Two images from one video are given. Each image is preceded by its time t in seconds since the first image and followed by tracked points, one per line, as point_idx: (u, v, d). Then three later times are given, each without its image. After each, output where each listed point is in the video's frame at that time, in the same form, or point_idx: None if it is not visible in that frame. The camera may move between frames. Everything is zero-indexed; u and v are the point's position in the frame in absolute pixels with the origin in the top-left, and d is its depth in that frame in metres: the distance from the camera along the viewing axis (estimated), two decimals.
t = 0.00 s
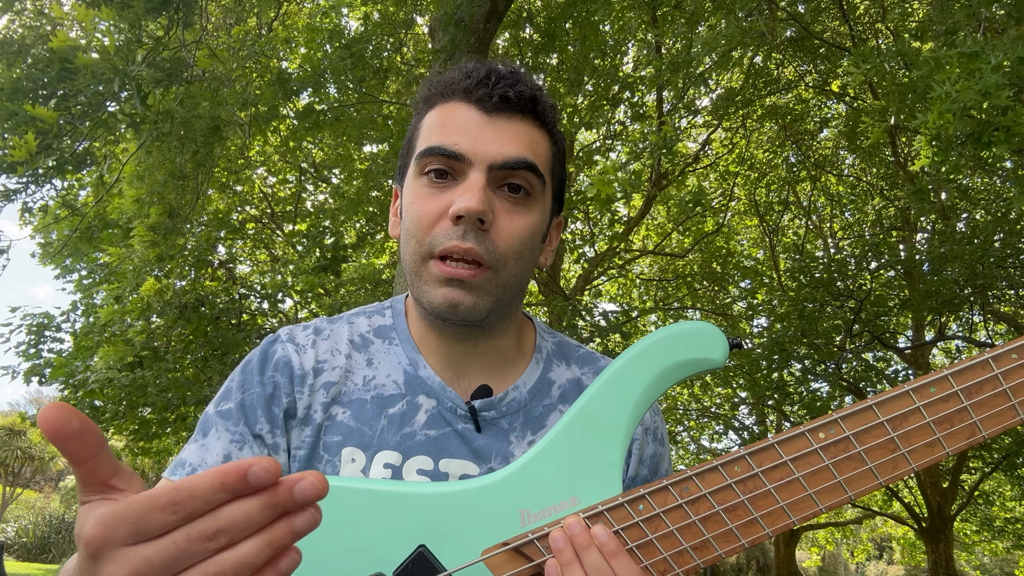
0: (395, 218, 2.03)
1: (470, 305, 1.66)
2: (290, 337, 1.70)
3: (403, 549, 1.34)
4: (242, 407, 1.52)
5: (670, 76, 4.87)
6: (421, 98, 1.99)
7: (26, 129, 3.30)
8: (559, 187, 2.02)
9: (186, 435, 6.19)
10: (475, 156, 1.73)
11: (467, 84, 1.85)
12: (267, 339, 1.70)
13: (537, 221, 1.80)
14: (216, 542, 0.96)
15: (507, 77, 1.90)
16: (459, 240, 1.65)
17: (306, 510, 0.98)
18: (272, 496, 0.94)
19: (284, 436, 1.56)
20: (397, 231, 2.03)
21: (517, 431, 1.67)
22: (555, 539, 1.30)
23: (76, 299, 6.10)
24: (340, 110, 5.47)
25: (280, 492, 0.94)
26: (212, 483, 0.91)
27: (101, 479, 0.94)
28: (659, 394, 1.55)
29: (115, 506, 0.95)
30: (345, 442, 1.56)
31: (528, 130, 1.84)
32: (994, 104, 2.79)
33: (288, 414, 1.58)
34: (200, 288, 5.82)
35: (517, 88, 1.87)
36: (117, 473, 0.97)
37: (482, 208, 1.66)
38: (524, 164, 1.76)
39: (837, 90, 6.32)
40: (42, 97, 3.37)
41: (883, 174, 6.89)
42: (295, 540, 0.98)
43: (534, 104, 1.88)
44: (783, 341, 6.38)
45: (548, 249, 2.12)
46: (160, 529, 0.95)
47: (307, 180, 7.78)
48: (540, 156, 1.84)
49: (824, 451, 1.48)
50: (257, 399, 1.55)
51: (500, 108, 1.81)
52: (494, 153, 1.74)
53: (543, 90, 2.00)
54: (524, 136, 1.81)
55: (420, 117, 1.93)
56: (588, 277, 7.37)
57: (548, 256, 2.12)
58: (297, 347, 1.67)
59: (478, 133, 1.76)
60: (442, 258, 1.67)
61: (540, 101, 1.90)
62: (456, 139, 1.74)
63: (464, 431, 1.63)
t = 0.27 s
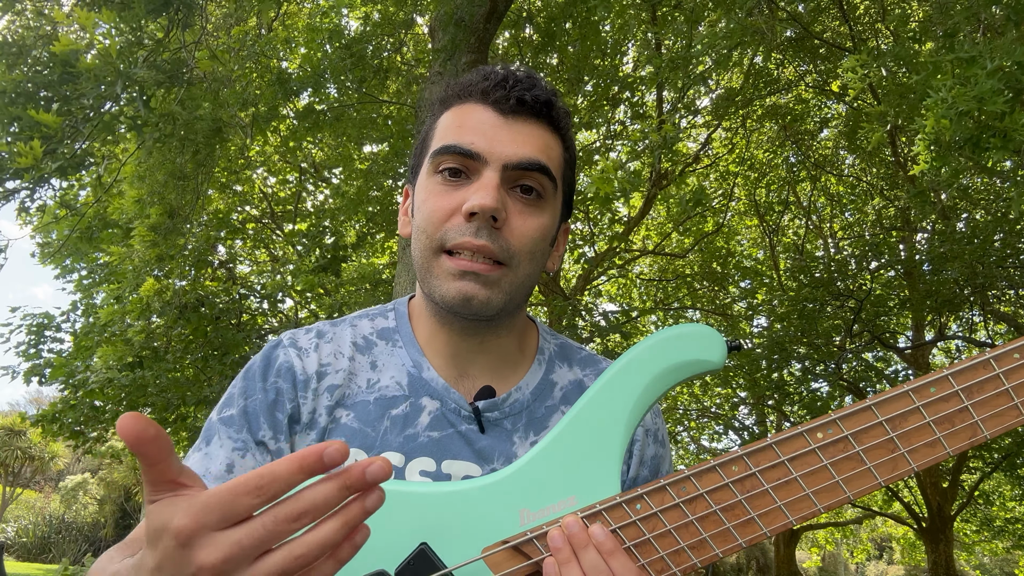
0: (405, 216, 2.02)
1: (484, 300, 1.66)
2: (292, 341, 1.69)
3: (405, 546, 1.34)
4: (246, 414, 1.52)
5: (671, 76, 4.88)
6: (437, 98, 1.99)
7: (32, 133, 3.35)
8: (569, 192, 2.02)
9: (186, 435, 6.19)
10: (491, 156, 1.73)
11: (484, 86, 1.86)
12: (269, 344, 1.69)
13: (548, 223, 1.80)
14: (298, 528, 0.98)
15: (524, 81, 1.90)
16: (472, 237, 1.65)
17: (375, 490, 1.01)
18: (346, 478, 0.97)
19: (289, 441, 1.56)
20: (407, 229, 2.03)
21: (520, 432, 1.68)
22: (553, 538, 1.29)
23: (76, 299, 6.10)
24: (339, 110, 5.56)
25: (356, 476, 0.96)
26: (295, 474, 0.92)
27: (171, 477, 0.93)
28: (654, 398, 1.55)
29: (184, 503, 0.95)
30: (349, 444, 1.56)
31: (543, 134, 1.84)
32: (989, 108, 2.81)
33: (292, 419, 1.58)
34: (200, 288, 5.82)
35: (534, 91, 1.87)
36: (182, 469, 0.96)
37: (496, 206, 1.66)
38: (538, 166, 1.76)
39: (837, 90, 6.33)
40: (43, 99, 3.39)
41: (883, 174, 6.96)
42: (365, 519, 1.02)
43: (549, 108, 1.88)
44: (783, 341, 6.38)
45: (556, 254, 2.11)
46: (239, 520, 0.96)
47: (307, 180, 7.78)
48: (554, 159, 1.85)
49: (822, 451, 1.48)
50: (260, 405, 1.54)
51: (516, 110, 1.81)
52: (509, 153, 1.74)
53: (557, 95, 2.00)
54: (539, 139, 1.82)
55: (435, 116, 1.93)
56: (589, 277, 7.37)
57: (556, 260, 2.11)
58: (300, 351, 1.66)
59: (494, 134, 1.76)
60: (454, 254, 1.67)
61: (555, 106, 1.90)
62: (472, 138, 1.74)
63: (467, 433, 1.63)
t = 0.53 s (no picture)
0: (408, 219, 2.02)
1: (486, 299, 1.65)
2: (295, 343, 1.68)
3: (403, 545, 1.36)
4: (252, 420, 1.51)
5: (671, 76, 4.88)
6: (441, 102, 1.99)
7: (29, 134, 3.32)
8: (571, 196, 2.02)
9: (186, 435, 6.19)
10: (495, 159, 1.73)
11: (488, 89, 1.86)
12: (272, 347, 1.68)
13: (550, 225, 1.79)
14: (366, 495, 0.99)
15: (527, 84, 1.90)
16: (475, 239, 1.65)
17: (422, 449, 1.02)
18: (396, 445, 0.97)
19: (293, 443, 1.55)
20: (410, 232, 2.03)
21: (521, 433, 1.68)
22: (542, 534, 1.28)
23: (76, 299, 6.10)
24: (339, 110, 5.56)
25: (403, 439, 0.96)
26: (351, 446, 0.93)
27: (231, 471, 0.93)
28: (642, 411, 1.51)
29: (247, 492, 0.94)
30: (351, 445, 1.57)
31: (546, 138, 1.84)
32: (985, 115, 2.84)
33: (296, 421, 1.57)
34: (200, 288, 5.82)
35: (537, 96, 1.87)
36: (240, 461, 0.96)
37: (499, 208, 1.66)
38: (541, 169, 1.76)
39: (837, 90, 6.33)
40: (42, 101, 3.38)
41: (883, 174, 6.97)
42: (418, 475, 1.04)
43: (551, 112, 1.88)
44: (783, 341, 6.39)
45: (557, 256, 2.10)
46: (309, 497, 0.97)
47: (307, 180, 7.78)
48: (556, 163, 1.85)
49: (815, 447, 1.41)
50: (265, 409, 1.54)
51: (520, 115, 1.81)
52: (512, 157, 1.74)
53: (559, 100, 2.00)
54: (542, 143, 1.82)
55: (439, 120, 1.93)
56: (589, 277, 7.37)
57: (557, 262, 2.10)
58: (302, 353, 1.65)
59: (497, 137, 1.76)
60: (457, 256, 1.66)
61: (557, 110, 1.90)
62: (476, 141, 1.75)
63: (468, 433, 1.63)
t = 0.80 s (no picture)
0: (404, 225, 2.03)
1: (481, 304, 1.66)
2: (296, 346, 1.68)
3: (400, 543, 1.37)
4: (255, 423, 1.52)
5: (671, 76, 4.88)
6: (429, 106, 1.99)
7: (23, 132, 3.28)
8: (563, 192, 2.01)
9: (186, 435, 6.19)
10: (482, 160, 1.73)
11: (472, 91, 1.85)
12: (274, 350, 1.68)
13: (542, 222, 1.79)
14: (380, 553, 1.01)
15: (512, 85, 1.90)
16: (467, 241, 1.65)
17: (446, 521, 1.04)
18: (420, 511, 0.99)
19: (296, 446, 1.55)
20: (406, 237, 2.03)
21: (520, 434, 1.67)
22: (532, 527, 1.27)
23: (76, 299, 6.10)
24: (339, 110, 5.52)
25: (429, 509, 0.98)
26: (375, 507, 0.95)
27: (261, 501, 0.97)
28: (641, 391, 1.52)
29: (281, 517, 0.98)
30: (351, 446, 1.57)
31: (533, 136, 1.83)
32: (984, 119, 2.85)
33: (298, 423, 1.57)
34: (200, 288, 5.82)
35: (522, 94, 1.87)
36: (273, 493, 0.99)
37: (488, 210, 1.66)
38: (528, 167, 1.75)
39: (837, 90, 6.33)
40: (38, 99, 3.35)
41: (883, 174, 6.97)
42: (435, 542, 1.05)
43: (538, 110, 1.87)
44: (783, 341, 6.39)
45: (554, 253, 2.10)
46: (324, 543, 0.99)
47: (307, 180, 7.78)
48: (545, 161, 1.84)
49: (802, 432, 1.41)
50: (268, 412, 1.54)
51: (505, 114, 1.81)
52: (500, 157, 1.74)
53: (546, 96, 1.99)
54: (529, 141, 1.81)
55: (428, 125, 1.93)
56: (588, 277, 7.37)
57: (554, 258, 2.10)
58: (304, 355, 1.65)
59: (484, 138, 1.76)
60: (451, 259, 1.67)
61: (543, 107, 1.89)
62: (463, 144, 1.74)
63: (467, 434, 1.63)
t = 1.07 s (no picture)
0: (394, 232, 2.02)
1: (476, 302, 1.66)
2: (297, 348, 1.67)
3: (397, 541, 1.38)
4: (260, 425, 1.51)
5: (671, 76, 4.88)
6: (406, 112, 1.98)
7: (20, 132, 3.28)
8: (548, 182, 2.00)
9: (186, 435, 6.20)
10: (463, 160, 1.73)
11: (447, 93, 1.84)
12: (275, 351, 1.67)
13: (530, 216, 1.78)
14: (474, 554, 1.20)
15: (486, 83, 1.88)
16: (456, 242, 1.65)
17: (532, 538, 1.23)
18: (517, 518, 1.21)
19: (299, 447, 1.55)
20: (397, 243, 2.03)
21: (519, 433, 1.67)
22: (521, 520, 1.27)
23: (76, 299, 6.10)
24: (339, 110, 5.50)
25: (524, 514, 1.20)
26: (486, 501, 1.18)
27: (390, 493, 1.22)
28: (629, 377, 1.48)
29: (392, 518, 1.21)
30: (351, 446, 1.57)
31: (512, 132, 1.82)
32: (983, 122, 2.86)
33: (301, 424, 1.57)
34: (200, 288, 5.83)
35: (497, 91, 1.85)
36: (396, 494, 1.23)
37: (475, 208, 1.65)
38: (511, 164, 1.74)
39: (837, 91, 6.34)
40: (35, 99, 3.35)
41: (883, 174, 6.97)
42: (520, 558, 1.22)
43: (514, 106, 1.86)
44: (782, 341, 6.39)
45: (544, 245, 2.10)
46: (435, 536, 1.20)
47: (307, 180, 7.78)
48: (527, 155, 1.83)
49: (791, 415, 1.38)
50: (272, 413, 1.54)
51: (482, 113, 1.80)
52: (481, 156, 1.73)
53: (522, 90, 1.98)
54: (508, 137, 1.80)
55: (408, 130, 1.92)
56: (588, 277, 7.38)
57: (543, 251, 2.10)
58: (305, 357, 1.65)
59: (464, 139, 1.75)
60: (441, 261, 1.67)
61: (520, 101, 1.88)
62: (444, 147, 1.74)
63: (466, 433, 1.63)
